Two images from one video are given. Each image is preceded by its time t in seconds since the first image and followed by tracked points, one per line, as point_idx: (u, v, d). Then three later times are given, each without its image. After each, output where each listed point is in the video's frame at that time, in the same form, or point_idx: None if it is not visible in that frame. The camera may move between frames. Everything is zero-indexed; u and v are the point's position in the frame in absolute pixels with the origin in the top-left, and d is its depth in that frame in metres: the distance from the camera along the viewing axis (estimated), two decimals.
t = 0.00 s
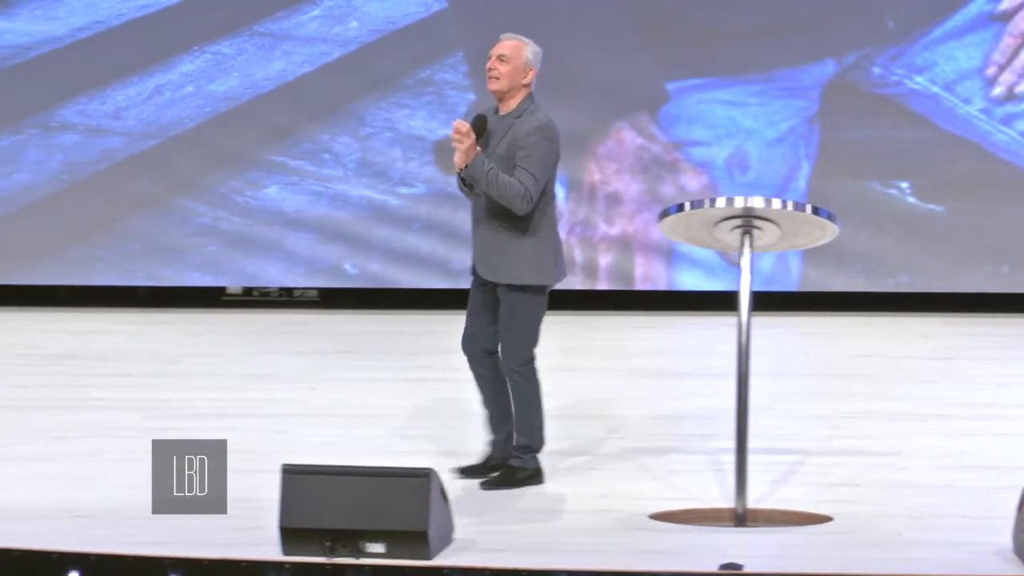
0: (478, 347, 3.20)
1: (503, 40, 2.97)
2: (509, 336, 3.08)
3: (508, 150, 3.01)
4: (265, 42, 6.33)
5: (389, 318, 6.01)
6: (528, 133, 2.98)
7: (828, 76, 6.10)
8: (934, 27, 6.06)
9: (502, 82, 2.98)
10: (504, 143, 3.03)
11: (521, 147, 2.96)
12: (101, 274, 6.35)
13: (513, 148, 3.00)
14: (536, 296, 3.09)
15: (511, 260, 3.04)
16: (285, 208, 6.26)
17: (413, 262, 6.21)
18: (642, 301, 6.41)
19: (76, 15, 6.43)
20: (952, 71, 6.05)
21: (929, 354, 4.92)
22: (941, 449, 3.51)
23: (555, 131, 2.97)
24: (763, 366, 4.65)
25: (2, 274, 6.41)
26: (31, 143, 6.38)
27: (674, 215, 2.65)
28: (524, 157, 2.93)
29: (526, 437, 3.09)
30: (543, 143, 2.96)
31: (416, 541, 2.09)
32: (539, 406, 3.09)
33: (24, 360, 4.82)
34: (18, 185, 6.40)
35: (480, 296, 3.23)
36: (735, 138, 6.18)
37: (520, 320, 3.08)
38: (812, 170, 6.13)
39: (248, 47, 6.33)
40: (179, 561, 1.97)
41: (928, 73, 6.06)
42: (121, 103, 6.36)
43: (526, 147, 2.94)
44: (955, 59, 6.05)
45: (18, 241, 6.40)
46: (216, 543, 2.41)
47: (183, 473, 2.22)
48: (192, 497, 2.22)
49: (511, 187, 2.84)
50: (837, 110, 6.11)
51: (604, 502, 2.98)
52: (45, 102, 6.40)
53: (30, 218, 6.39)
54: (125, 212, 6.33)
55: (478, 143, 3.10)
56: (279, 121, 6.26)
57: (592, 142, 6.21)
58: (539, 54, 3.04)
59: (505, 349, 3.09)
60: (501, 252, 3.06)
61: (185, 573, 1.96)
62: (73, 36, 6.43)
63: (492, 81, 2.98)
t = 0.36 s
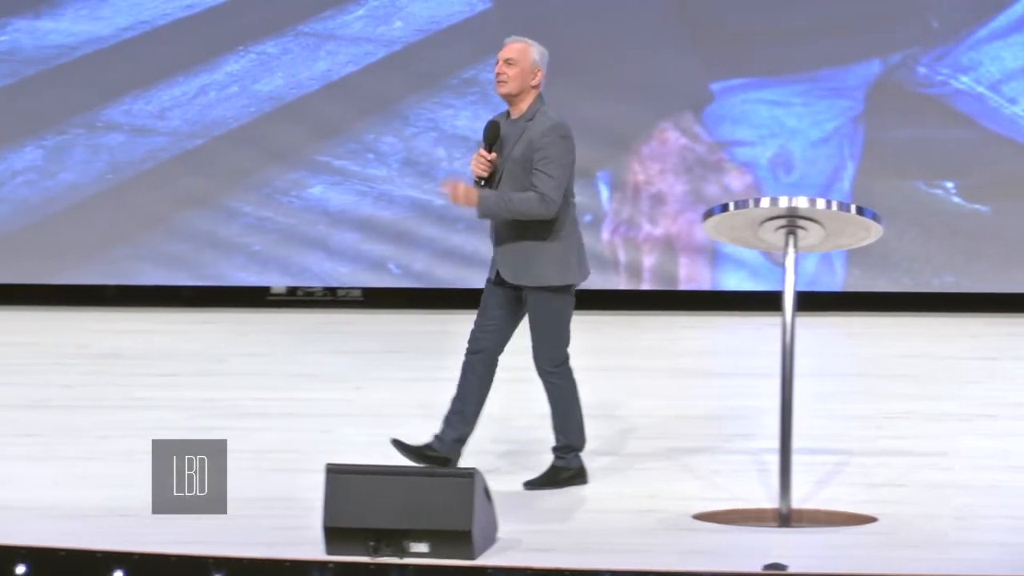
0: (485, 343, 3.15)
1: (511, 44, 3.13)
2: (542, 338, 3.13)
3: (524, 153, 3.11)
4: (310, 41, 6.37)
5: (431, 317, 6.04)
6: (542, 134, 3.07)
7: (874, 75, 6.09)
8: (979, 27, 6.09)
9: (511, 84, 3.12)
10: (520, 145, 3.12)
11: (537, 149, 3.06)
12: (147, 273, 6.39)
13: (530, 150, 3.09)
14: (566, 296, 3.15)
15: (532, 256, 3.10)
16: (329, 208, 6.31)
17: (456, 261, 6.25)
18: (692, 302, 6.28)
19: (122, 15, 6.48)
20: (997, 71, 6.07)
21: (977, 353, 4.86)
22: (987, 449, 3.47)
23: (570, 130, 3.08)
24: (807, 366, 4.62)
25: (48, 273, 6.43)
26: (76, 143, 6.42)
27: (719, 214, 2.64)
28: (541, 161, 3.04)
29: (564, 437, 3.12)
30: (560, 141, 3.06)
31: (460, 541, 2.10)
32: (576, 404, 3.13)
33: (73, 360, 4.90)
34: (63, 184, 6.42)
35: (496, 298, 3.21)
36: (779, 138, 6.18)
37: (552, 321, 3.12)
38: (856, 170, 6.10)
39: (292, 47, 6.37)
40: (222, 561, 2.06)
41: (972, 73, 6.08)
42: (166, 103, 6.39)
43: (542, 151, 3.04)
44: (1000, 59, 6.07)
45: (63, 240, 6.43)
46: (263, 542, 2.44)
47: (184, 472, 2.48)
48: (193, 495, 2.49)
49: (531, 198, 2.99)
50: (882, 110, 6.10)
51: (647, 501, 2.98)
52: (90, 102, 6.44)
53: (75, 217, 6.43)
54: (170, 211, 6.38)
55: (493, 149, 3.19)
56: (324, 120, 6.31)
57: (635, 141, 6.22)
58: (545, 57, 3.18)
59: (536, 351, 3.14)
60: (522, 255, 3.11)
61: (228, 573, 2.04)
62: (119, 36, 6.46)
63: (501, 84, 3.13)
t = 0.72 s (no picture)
0: (486, 351, 3.07)
1: (475, 47, 3.01)
2: (543, 336, 3.06)
3: (513, 155, 3.04)
4: (339, 41, 6.40)
5: (459, 317, 6.05)
6: (530, 131, 3.03)
7: (903, 75, 6.07)
8: (1009, 27, 6.06)
9: (482, 88, 3.02)
10: (507, 147, 3.04)
11: (529, 148, 3.02)
12: (176, 273, 6.42)
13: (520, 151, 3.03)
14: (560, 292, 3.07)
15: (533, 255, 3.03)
16: (357, 208, 6.34)
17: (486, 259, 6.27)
18: (719, 302, 6.29)
19: (152, 15, 6.51)
20: None
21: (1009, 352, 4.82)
22: (1019, 449, 3.44)
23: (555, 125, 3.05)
24: (837, 366, 4.60)
25: (77, 273, 6.46)
26: (105, 143, 6.46)
27: (748, 214, 2.64)
28: (541, 159, 3.01)
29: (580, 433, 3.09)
30: (549, 137, 3.03)
31: (489, 541, 2.12)
32: (586, 399, 3.09)
33: (103, 360, 4.94)
34: (93, 184, 6.46)
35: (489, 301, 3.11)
36: (810, 138, 6.16)
37: (551, 319, 3.06)
38: (887, 169, 6.07)
39: (322, 46, 6.40)
40: (252, 560, 2.06)
41: (1002, 72, 6.04)
42: (195, 103, 6.43)
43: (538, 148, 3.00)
44: None
45: (93, 240, 6.46)
46: (293, 542, 2.47)
47: (184, 472, 2.48)
48: (193, 495, 2.48)
49: (546, 198, 2.98)
50: (913, 109, 6.07)
51: (675, 501, 2.99)
52: (120, 102, 6.49)
53: (105, 216, 6.46)
54: (200, 211, 6.41)
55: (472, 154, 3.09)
56: (352, 120, 6.34)
57: (664, 141, 6.21)
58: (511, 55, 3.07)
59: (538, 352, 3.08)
60: (520, 256, 3.03)
61: (259, 572, 2.04)
62: (149, 36, 6.50)
63: (472, 88, 3.02)
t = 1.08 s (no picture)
0: (470, 356, 2.99)
1: (455, 44, 2.93)
2: (514, 338, 2.95)
3: (489, 154, 2.96)
4: (358, 41, 6.41)
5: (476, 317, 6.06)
6: (509, 131, 2.95)
7: (923, 74, 6.05)
8: None
9: (461, 86, 2.93)
10: (484, 146, 2.96)
11: (506, 148, 2.94)
12: (195, 271, 6.45)
13: (496, 150, 2.96)
14: (530, 291, 2.97)
15: (504, 256, 2.95)
16: (376, 208, 6.37)
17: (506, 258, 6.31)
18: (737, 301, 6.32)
19: (171, 15, 6.52)
20: None
21: None
22: None
23: (533, 126, 2.98)
24: (856, 366, 4.59)
25: (98, 272, 6.49)
26: (125, 143, 6.48)
27: (767, 214, 2.63)
28: (519, 159, 2.94)
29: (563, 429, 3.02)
30: (527, 138, 2.96)
31: (508, 541, 2.13)
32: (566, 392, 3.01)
33: (123, 360, 4.97)
34: (113, 183, 6.48)
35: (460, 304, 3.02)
36: (828, 137, 6.14)
37: (522, 319, 2.95)
38: (906, 168, 6.06)
39: (341, 46, 6.42)
40: (271, 559, 2.05)
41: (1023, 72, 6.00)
42: (215, 102, 6.46)
43: (517, 149, 2.93)
44: None
45: (113, 239, 6.49)
46: (311, 541, 2.49)
47: (184, 472, 2.52)
48: (193, 495, 2.53)
49: (522, 199, 2.91)
50: (931, 110, 6.06)
51: (693, 501, 2.99)
52: (139, 102, 6.51)
53: (125, 215, 6.49)
54: (218, 211, 6.43)
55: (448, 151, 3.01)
56: (371, 120, 6.36)
57: (683, 141, 6.20)
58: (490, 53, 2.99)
59: (509, 352, 2.97)
60: (492, 257, 2.95)
61: (277, 572, 2.03)
62: (168, 36, 6.52)
63: (450, 86, 2.93)
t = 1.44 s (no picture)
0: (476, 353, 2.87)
1: (468, 41, 2.79)
2: (503, 336, 2.77)
3: (501, 152, 2.82)
4: (386, 41, 6.43)
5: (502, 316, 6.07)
6: (521, 129, 2.80)
7: (952, 74, 6.01)
8: None
9: (474, 86, 2.79)
10: (496, 144, 2.82)
11: (517, 146, 2.79)
12: (225, 270, 6.50)
13: (508, 148, 2.81)
14: (528, 292, 2.80)
15: (509, 255, 2.80)
16: (403, 208, 6.41)
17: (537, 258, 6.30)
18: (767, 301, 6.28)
19: (199, 15, 6.54)
20: None
21: None
22: None
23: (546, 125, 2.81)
24: (885, 366, 4.56)
25: (128, 271, 6.54)
26: (152, 142, 6.51)
27: (794, 214, 2.63)
28: (530, 158, 2.78)
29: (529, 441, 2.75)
30: (538, 137, 2.79)
31: (536, 540, 2.14)
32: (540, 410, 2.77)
33: (151, 359, 5.01)
34: (142, 183, 6.52)
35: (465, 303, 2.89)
36: (856, 137, 6.12)
37: (515, 320, 2.78)
38: (934, 168, 6.03)
39: (368, 46, 6.44)
40: (298, 559, 2.03)
41: None
42: (243, 101, 6.49)
43: (527, 147, 2.77)
44: None
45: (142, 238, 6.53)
46: (337, 541, 2.51)
47: (184, 472, 2.57)
48: (193, 494, 2.59)
49: (531, 196, 2.74)
50: (960, 109, 6.03)
51: (719, 501, 2.99)
52: (166, 101, 6.53)
53: (154, 215, 6.53)
54: (246, 211, 6.48)
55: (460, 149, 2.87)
56: (399, 120, 6.38)
57: (711, 140, 6.19)
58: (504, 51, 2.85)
59: (495, 351, 2.78)
60: (498, 254, 2.81)
61: (305, 571, 2.03)
62: (196, 36, 6.55)
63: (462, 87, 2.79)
